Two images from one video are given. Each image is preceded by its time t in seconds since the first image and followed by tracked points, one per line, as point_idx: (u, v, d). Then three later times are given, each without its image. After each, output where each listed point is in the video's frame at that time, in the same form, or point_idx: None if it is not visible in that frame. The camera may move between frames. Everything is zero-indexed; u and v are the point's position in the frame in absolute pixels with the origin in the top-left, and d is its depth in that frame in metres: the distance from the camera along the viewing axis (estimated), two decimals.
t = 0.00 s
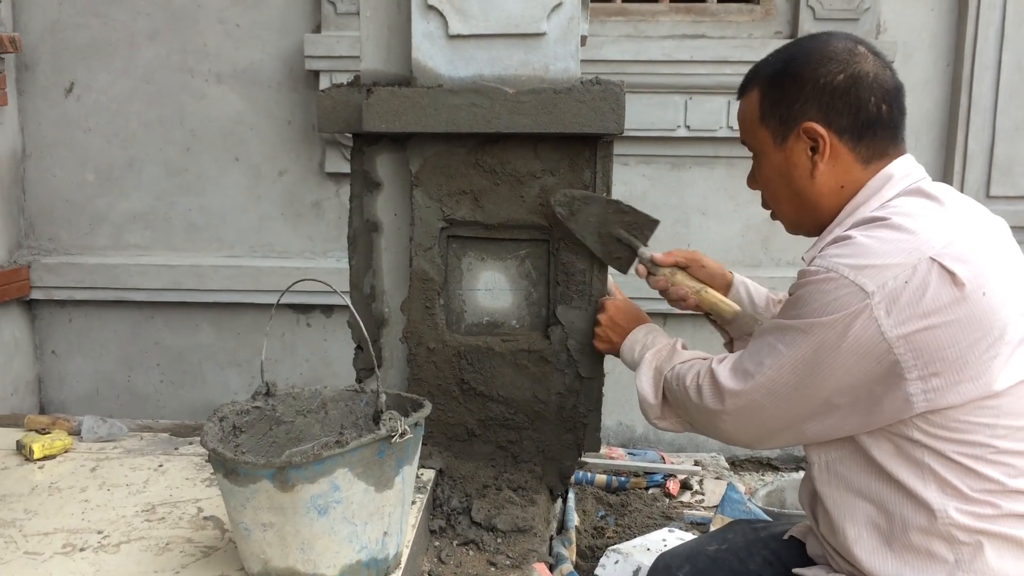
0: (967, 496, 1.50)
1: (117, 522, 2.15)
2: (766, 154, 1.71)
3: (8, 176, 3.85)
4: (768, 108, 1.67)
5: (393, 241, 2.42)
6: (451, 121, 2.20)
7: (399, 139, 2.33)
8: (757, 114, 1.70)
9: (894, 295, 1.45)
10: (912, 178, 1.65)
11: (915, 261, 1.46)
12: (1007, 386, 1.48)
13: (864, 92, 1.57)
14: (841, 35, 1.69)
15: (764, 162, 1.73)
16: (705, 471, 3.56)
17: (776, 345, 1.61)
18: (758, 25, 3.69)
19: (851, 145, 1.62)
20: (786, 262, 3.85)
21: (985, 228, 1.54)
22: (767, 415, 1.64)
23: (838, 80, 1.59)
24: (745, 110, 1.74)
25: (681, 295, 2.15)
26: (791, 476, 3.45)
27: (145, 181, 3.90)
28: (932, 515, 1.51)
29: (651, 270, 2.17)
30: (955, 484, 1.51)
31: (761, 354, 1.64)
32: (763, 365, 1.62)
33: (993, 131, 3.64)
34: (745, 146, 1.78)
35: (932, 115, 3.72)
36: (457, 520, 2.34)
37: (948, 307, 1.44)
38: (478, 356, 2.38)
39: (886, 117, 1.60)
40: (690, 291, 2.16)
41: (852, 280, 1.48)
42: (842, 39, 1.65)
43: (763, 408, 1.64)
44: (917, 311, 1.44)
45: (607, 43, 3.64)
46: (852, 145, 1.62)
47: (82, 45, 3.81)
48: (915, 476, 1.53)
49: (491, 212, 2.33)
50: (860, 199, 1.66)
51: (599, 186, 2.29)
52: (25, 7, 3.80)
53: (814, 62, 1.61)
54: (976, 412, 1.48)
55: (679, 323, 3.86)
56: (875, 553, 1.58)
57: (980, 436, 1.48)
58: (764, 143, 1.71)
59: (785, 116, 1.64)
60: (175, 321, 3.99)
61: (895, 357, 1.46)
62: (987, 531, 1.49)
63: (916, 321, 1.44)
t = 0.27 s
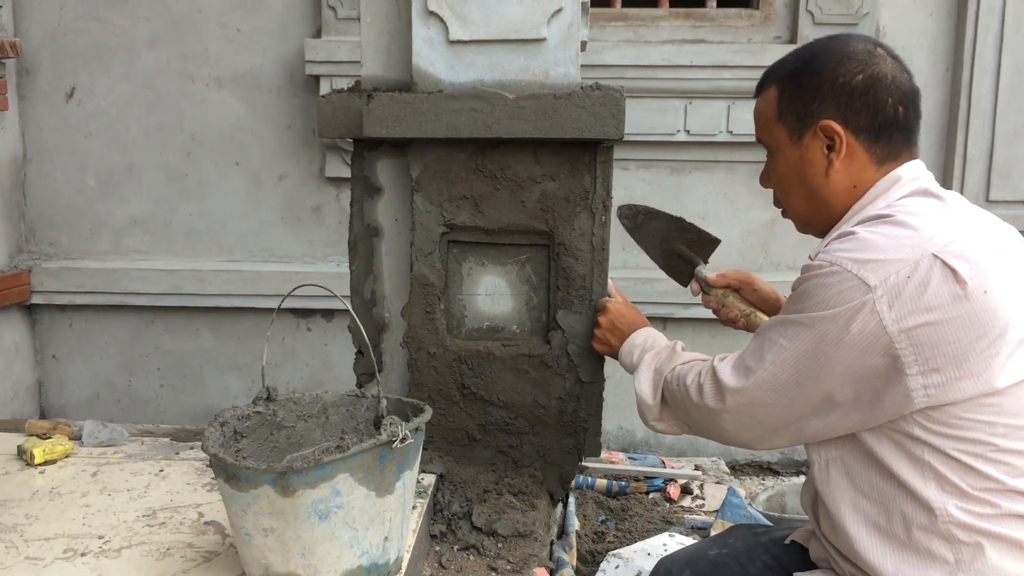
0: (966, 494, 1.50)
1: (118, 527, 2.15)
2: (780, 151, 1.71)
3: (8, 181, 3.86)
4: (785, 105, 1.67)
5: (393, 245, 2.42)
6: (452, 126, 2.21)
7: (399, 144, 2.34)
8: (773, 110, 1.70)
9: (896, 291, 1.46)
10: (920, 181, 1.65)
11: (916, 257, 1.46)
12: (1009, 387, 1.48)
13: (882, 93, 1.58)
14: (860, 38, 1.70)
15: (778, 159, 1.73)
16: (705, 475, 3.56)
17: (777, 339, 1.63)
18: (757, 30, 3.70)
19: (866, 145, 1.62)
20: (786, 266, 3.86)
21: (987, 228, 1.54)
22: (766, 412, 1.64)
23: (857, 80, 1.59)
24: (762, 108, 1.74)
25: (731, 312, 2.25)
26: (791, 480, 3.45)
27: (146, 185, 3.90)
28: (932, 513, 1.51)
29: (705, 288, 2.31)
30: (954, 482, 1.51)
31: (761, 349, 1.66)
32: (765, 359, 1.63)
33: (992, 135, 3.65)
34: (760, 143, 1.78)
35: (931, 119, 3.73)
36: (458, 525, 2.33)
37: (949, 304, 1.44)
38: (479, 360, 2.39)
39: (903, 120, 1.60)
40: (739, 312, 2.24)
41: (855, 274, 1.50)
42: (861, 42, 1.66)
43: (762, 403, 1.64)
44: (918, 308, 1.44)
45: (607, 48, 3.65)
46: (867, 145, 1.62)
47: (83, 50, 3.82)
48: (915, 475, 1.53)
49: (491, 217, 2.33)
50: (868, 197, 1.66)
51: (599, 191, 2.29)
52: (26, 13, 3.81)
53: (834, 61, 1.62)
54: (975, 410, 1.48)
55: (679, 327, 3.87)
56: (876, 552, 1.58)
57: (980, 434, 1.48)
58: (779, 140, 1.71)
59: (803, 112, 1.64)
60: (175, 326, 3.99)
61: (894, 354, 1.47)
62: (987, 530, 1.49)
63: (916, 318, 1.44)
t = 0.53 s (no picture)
0: (962, 490, 1.50)
1: (120, 539, 2.15)
2: (794, 149, 1.68)
3: (9, 192, 3.87)
4: (802, 104, 1.65)
5: (394, 254, 2.43)
6: (451, 135, 2.21)
7: (399, 153, 2.34)
8: (789, 110, 1.67)
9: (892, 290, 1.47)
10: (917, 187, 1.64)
11: (911, 255, 1.47)
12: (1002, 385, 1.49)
13: (896, 98, 1.61)
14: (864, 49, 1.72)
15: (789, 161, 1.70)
16: (707, 482, 3.55)
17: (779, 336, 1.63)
18: (756, 36, 3.71)
19: (880, 148, 1.63)
20: (787, 271, 3.86)
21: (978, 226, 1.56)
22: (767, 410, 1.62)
23: (875, 85, 1.61)
24: (774, 106, 1.70)
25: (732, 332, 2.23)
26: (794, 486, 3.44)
27: (147, 195, 3.91)
28: (929, 510, 1.51)
29: (704, 308, 2.27)
30: (950, 479, 1.50)
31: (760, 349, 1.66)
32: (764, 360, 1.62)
33: (992, 139, 3.65)
34: (766, 146, 1.74)
35: (931, 124, 3.74)
36: (460, 534, 2.33)
37: (943, 302, 1.44)
38: (480, 368, 2.39)
39: (910, 127, 1.64)
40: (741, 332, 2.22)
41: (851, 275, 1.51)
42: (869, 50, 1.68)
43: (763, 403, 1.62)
44: (914, 305, 1.45)
45: (606, 55, 3.67)
46: (880, 148, 1.64)
47: (84, 61, 3.84)
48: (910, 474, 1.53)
49: (491, 225, 2.33)
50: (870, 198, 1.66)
51: (599, 199, 2.30)
52: (27, 24, 3.83)
53: (851, 65, 1.63)
54: (969, 408, 1.48)
55: (681, 333, 3.87)
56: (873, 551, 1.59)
57: (975, 430, 1.49)
58: (793, 141, 1.67)
59: (823, 112, 1.62)
60: (177, 335, 3.99)
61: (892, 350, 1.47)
62: (983, 525, 1.49)
63: (913, 315, 1.44)
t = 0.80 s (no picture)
0: (967, 506, 1.38)
1: (123, 537, 2.15)
2: (763, 162, 1.50)
3: (11, 192, 3.87)
4: (766, 113, 1.47)
5: (396, 254, 2.43)
6: (454, 134, 2.22)
7: (402, 152, 2.34)
8: (751, 118, 1.49)
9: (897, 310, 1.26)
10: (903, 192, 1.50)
11: (915, 270, 1.29)
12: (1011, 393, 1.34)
13: (865, 95, 1.44)
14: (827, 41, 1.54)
15: (757, 170, 1.52)
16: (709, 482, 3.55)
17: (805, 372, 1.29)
18: (758, 36, 3.71)
19: (852, 149, 1.46)
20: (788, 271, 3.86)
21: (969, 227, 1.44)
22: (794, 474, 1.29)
23: (839, 83, 1.43)
24: (735, 118, 1.53)
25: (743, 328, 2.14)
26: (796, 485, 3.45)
27: (148, 195, 3.91)
28: (933, 531, 1.39)
29: (709, 303, 2.27)
30: (957, 496, 1.37)
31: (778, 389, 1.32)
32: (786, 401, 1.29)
33: (994, 138, 3.66)
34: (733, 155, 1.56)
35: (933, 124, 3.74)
36: (462, 533, 2.33)
37: (950, 319, 1.27)
38: (482, 368, 2.39)
39: (881, 122, 1.46)
40: (749, 324, 2.14)
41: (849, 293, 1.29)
42: (832, 44, 1.50)
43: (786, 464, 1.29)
44: (919, 326, 1.26)
45: (608, 55, 3.67)
46: (851, 150, 1.46)
47: (85, 61, 3.84)
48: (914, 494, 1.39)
49: (493, 225, 2.34)
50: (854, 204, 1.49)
51: (600, 198, 2.30)
52: (28, 25, 3.83)
53: (812, 62, 1.45)
54: (976, 419, 1.34)
55: (682, 333, 3.87)
56: None
57: (984, 446, 1.35)
58: (759, 150, 1.50)
59: (787, 119, 1.45)
60: (178, 335, 4.00)
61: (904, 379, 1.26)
62: (991, 542, 1.38)
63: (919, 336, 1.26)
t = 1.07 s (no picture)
0: (934, 542, 1.44)
1: (119, 537, 2.15)
2: (713, 205, 1.47)
3: (8, 191, 3.87)
4: (721, 155, 1.41)
5: (393, 253, 2.43)
6: (450, 134, 2.22)
7: (398, 152, 2.34)
8: (704, 159, 1.43)
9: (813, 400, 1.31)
10: (852, 231, 1.46)
11: (833, 365, 1.30)
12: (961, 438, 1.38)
13: (826, 143, 1.37)
14: (796, 60, 1.43)
15: (709, 210, 1.49)
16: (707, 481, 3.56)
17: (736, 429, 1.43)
18: (755, 35, 3.71)
19: (810, 196, 1.42)
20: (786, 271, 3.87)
21: (908, 268, 1.41)
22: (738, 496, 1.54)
23: (807, 133, 1.36)
24: (687, 151, 1.46)
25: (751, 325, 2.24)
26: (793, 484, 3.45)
27: (146, 194, 3.91)
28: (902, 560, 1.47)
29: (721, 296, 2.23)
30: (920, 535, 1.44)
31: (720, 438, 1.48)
32: (727, 446, 1.47)
33: (991, 137, 3.66)
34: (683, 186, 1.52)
35: (930, 123, 3.74)
36: (459, 533, 2.33)
37: (871, 407, 1.31)
38: (479, 368, 2.39)
39: (845, 168, 1.41)
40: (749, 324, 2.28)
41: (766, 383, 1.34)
42: (802, 70, 1.40)
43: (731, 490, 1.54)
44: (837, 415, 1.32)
45: (605, 55, 3.67)
46: (812, 197, 1.43)
47: (82, 60, 3.84)
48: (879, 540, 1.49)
49: (490, 224, 2.33)
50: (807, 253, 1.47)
51: (597, 198, 2.30)
52: (25, 23, 3.83)
53: (773, 105, 1.36)
54: (927, 471, 1.39)
55: (680, 333, 3.87)
56: None
57: (939, 491, 1.41)
58: (711, 192, 1.46)
59: (741, 169, 1.40)
60: (176, 335, 3.99)
61: (821, 457, 1.36)
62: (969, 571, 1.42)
63: (836, 423, 1.32)
